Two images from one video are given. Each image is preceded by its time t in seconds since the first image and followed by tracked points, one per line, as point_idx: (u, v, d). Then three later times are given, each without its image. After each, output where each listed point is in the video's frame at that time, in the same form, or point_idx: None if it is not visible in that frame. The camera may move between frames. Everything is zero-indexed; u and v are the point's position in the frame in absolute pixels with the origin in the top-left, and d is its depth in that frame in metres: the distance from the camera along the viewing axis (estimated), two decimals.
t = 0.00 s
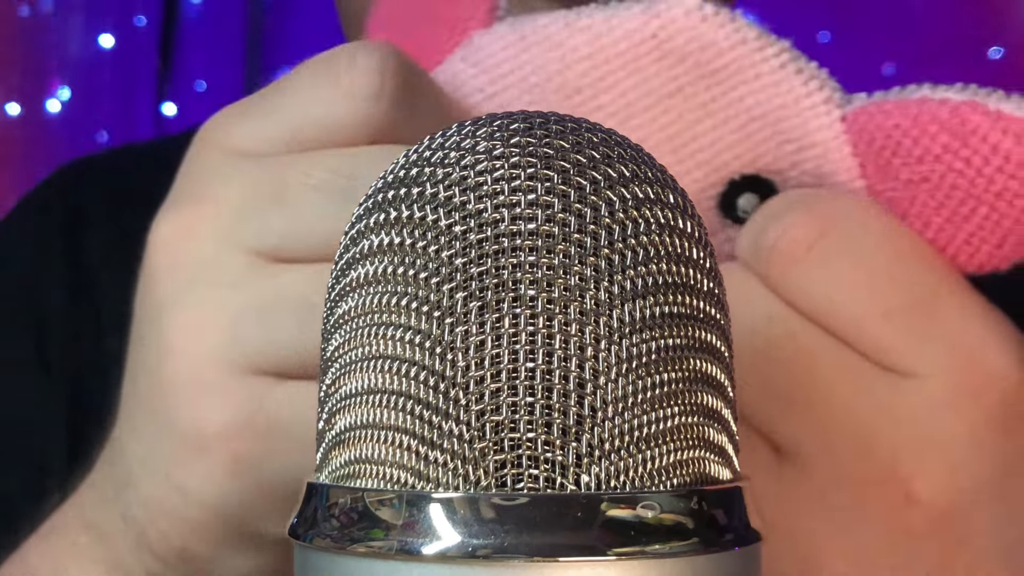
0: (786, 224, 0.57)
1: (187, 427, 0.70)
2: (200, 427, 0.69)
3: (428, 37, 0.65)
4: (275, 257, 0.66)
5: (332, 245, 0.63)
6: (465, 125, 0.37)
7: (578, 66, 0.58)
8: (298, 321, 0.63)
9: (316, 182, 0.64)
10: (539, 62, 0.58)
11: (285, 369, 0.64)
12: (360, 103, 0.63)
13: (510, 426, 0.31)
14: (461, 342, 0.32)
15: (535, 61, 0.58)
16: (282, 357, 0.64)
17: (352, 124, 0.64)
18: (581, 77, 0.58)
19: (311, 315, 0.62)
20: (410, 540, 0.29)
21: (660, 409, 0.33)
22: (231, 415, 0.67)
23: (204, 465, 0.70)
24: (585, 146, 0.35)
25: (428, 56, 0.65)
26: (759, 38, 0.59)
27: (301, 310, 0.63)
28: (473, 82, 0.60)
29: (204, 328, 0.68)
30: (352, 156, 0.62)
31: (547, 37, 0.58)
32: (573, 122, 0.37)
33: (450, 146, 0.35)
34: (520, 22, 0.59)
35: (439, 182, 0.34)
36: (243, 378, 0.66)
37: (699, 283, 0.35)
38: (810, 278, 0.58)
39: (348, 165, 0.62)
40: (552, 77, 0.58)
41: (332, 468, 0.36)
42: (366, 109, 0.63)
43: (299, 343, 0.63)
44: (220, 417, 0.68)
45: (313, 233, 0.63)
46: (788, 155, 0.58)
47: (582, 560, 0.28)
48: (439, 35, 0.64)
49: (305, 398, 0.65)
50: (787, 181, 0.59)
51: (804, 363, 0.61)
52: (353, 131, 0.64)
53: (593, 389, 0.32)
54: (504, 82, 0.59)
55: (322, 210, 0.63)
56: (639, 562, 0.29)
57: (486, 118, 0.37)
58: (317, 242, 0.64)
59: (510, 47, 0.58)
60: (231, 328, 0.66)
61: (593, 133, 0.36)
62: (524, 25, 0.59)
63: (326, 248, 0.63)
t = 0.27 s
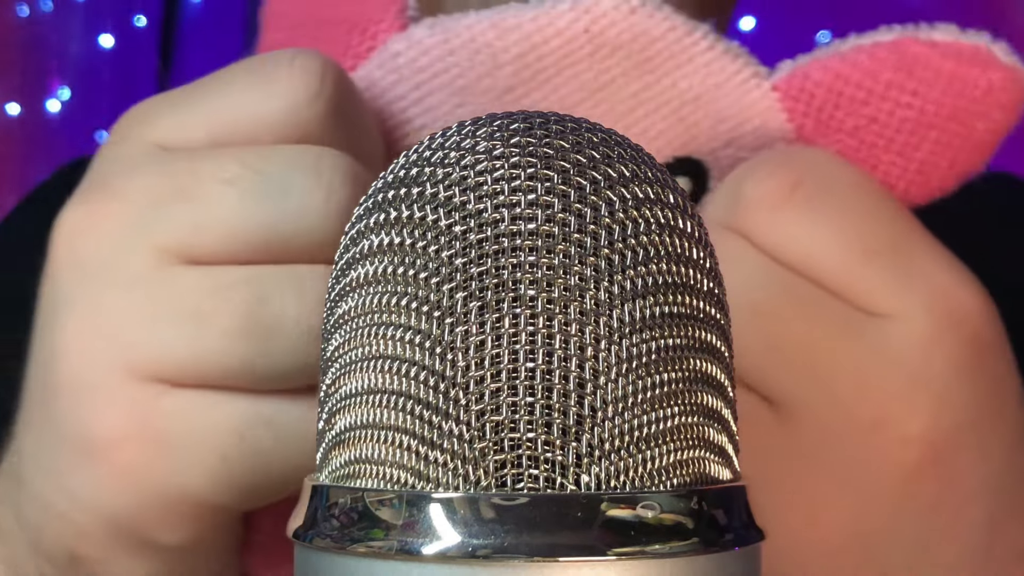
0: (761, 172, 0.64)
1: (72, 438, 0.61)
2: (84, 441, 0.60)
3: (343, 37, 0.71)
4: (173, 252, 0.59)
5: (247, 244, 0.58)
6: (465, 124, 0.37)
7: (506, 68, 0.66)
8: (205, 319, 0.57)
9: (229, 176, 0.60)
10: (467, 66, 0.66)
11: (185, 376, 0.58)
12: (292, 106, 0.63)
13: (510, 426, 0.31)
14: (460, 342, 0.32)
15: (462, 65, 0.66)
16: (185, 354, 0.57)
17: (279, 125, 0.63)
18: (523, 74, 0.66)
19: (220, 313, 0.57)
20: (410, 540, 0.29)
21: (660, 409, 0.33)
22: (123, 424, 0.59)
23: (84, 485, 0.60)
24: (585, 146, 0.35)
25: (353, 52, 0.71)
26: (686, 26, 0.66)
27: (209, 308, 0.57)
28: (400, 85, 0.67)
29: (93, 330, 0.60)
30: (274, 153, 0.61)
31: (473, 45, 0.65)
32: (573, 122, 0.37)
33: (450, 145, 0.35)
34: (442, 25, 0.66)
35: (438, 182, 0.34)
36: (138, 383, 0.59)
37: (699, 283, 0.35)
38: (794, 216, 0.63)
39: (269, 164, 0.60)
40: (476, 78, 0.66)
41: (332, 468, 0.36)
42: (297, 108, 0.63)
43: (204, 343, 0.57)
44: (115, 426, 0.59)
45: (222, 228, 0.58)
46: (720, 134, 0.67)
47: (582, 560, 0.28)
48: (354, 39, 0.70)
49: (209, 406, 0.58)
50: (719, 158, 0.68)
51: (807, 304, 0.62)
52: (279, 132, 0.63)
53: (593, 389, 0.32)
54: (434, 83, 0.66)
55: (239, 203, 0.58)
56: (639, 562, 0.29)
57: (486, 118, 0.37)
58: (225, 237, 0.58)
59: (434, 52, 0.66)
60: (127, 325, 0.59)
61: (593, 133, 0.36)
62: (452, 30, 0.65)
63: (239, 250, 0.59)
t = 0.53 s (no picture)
0: (716, 125, 0.66)
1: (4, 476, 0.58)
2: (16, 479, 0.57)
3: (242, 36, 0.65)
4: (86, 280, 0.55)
5: (162, 267, 0.54)
6: (465, 124, 0.37)
7: (438, 66, 0.63)
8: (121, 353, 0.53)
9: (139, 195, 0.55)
10: (395, 66, 0.62)
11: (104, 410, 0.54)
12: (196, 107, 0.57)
13: (510, 426, 0.31)
14: (460, 342, 0.32)
15: (390, 64, 0.62)
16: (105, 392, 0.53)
17: (186, 128, 0.57)
18: (456, 73, 0.64)
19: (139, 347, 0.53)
20: (410, 540, 0.29)
21: (661, 408, 0.33)
22: (59, 459, 0.55)
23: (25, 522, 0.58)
24: (585, 147, 0.35)
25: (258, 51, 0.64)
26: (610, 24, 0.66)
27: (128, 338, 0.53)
28: (326, 85, 0.63)
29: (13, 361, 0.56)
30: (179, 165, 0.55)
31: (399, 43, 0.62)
32: (573, 122, 0.37)
33: (450, 145, 0.35)
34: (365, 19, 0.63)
35: (439, 182, 0.34)
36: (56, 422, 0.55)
37: (699, 283, 0.35)
38: (754, 164, 0.65)
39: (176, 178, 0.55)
40: (406, 78, 0.63)
41: (332, 468, 0.36)
42: (205, 111, 0.57)
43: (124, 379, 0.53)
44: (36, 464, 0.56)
45: (135, 252, 0.54)
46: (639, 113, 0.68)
47: (581, 560, 0.28)
48: (261, 35, 0.64)
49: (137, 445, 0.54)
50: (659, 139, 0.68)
51: (772, 250, 0.66)
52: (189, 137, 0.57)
53: (593, 389, 0.32)
54: (359, 85, 0.63)
55: (152, 224, 0.54)
56: (639, 562, 0.29)
57: (486, 118, 0.37)
58: (140, 262, 0.54)
59: (358, 51, 0.62)
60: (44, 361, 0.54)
61: (593, 133, 0.36)
62: (371, 24, 0.62)
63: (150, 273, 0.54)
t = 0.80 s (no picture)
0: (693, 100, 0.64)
1: None
2: None
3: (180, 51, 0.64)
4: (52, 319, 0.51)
5: (129, 287, 0.51)
6: (465, 124, 0.37)
7: (381, 67, 0.63)
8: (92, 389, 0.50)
9: (91, 220, 0.51)
10: (336, 68, 0.62)
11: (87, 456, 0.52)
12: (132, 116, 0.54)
13: (510, 426, 0.31)
14: (461, 342, 0.32)
15: (331, 66, 0.62)
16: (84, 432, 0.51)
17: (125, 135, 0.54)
18: (398, 72, 0.63)
19: (116, 383, 0.50)
20: (410, 540, 0.29)
21: (661, 409, 0.33)
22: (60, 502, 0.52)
23: None
24: (585, 147, 0.35)
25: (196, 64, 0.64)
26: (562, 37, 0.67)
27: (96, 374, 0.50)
28: (268, 90, 0.61)
29: None
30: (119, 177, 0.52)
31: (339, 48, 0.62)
32: (573, 122, 0.37)
33: (450, 145, 0.35)
34: (304, 25, 0.62)
35: (439, 182, 0.34)
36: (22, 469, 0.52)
37: (699, 283, 0.35)
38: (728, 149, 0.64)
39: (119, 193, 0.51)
40: (349, 81, 0.62)
41: (332, 468, 0.36)
42: (147, 121, 0.54)
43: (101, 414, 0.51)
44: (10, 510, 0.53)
45: (99, 280, 0.51)
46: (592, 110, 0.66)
47: (581, 560, 0.28)
48: (199, 48, 0.63)
49: (124, 478, 0.52)
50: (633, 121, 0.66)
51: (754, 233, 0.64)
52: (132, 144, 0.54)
53: (594, 389, 0.32)
54: (300, 89, 0.61)
55: (106, 247, 0.51)
56: (639, 562, 0.29)
57: (486, 118, 0.37)
58: (102, 289, 0.51)
59: (298, 55, 0.61)
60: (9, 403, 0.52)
61: (593, 133, 0.36)
62: (310, 29, 0.62)
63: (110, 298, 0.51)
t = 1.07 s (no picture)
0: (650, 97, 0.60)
1: None
2: None
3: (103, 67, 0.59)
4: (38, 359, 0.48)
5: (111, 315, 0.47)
6: (465, 124, 0.37)
7: (320, 66, 0.58)
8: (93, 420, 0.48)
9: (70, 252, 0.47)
10: (276, 67, 0.57)
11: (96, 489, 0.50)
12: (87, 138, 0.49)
13: (510, 426, 0.31)
14: (461, 342, 0.32)
15: (271, 66, 0.57)
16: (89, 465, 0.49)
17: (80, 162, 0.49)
18: (335, 71, 0.59)
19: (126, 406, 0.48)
20: (410, 540, 0.29)
21: (660, 409, 0.33)
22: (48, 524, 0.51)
23: None
24: (585, 146, 0.35)
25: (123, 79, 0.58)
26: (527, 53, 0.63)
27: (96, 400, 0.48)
28: (207, 93, 0.56)
29: None
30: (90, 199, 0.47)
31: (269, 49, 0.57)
32: (573, 121, 0.37)
33: (450, 145, 0.35)
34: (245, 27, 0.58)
35: (439, 182, 0.34)
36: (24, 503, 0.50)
37: (699, 283, 0.35)
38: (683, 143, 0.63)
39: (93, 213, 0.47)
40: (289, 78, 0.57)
41: (332, 468, 0.36)
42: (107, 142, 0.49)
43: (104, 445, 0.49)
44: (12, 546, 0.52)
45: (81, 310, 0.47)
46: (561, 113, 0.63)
47: (582, 560, 0.28)
48: (128, 56, 0.58)
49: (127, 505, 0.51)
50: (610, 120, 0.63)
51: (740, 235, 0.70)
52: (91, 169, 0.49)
53: (594, 389, 0.32)
54: (241, 89, 0.56)
55: (84, 277, 0.46)
56: (639, 562, 0.29)
57: (485, 118, 0.37)
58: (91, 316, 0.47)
59: (238, 57, 0.57)
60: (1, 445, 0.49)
61: (593, 133, 0.36)
62: (251, 32, 0.58)
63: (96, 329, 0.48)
